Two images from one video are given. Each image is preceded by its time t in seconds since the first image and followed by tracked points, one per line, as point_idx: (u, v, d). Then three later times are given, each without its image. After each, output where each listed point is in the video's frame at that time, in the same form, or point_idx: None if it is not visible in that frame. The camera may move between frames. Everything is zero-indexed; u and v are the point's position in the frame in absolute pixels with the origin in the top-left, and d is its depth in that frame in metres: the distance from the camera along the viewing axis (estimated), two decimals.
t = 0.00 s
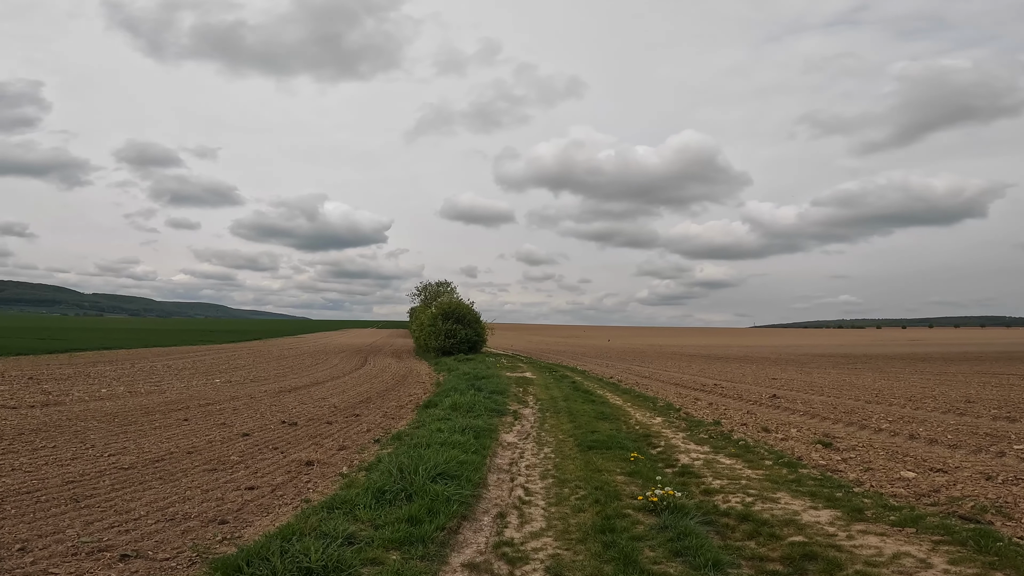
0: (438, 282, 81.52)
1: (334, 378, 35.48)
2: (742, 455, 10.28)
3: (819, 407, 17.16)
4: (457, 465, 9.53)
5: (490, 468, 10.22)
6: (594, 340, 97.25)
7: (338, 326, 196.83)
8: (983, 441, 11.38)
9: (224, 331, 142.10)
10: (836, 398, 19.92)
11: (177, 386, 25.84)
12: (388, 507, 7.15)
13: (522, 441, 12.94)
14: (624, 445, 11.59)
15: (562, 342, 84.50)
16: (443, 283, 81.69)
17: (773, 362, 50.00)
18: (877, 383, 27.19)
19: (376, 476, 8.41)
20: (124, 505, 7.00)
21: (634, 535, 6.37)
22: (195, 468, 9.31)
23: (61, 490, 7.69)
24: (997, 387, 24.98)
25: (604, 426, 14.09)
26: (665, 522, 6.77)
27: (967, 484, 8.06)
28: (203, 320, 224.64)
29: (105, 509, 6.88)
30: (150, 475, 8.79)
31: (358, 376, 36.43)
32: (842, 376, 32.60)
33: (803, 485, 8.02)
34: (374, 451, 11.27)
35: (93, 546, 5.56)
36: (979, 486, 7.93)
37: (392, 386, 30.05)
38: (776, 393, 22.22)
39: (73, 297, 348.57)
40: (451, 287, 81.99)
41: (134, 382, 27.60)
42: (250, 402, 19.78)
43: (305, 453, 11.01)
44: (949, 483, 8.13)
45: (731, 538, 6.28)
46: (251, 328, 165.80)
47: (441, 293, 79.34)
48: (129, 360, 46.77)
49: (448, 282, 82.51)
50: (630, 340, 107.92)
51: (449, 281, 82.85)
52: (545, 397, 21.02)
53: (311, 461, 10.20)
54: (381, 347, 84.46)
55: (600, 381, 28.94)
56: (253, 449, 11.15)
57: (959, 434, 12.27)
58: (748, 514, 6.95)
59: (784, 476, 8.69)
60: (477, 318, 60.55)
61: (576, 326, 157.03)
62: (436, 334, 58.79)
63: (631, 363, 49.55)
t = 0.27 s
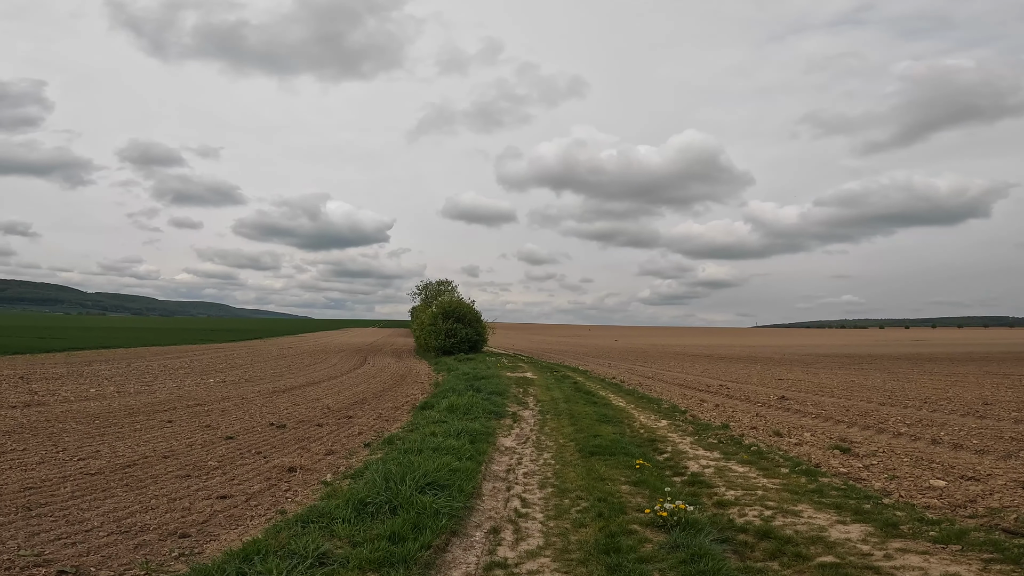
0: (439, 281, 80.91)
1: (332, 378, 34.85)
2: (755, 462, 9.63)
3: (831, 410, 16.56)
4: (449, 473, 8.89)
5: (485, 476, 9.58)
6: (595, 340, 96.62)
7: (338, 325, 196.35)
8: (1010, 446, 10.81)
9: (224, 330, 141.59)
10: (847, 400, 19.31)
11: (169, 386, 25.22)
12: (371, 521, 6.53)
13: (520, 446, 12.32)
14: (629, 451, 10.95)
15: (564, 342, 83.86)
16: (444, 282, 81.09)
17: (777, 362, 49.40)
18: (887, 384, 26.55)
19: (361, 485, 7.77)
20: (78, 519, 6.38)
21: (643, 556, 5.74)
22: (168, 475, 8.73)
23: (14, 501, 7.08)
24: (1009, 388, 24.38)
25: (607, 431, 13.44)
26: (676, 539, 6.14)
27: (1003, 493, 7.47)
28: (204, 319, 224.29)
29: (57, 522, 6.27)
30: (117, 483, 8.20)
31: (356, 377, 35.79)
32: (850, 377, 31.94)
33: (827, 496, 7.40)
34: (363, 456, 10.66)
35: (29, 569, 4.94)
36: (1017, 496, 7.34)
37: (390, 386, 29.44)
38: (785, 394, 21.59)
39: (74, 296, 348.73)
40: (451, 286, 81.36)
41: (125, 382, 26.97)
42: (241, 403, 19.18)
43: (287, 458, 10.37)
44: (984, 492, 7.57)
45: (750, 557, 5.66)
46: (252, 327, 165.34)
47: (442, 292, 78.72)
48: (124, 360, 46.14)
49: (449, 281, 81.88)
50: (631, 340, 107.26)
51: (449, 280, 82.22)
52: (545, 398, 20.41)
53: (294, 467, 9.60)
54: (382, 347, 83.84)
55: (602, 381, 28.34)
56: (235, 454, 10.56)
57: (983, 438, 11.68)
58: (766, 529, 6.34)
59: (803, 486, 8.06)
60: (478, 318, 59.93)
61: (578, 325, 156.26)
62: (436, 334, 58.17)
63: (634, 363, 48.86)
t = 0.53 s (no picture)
0: (440, 280, 80.33)
1: (329, 377, 34.20)
2: (770, 468, 8.93)
3: (843, 411, 15.96)
4: (437, 482, 8.20)
5: (478, 484, 8.90)
6: (597, 340, 95.91)
7: (339, 325, 195.99)
8: None
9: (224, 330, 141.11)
10: (859, 401, 18.66)
11: (159, 386, 24.55)
12: (345, 538, 5.87)
13: (518, 450, 11.69)
14: (633, 456, 10.26)
15: (566, 342, 83.20)
16: (445, 281, 80.47)
17: (781, 363, 48.79)
18: (897, 385, 25.90)
19: (339, 496, 7.08)
20: (17, 533, 5.77)
21: None
22: (133, 481, 8.12)
23: None
24: None
25: (610, 434, 12.74)
26: (688, 557, 5.47)
27: None
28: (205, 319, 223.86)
29: None
30: (75, 491, 7.59)
31: (354, 377, 35.09)
32: (857, 377, 31.29)
33: (854, 507, 6.88)
34: (349, 461, 10.01)
35: None
36: None
37: (387, 386, 28.80)
38: (794, 395, 20.94)
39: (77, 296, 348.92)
40: (452, 285, 80.77)
41: (115, 382, 26.30)
42: (229, 403, 18.55)
43: (266, 463, 9.72)
44: None
45: None
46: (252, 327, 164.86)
47: (443, 291, 78.12)
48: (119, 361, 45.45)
49: (450, 280, 81.25)
50: (634, 340, 106.53)
51: (450, 280, 81.56)
52: (546, 398, 19.81)
53: (272, 472, 8.96)
54: (382, 346, 83.21)
55: (605, 381, 27.71)
56: (211, 458, 9.93)
57: (1010, 441, 11.08)
58: (790, 546, 5.65)
59: (826, 496, 7.43)
60: (479, 317, 59.27)
61: (579, 325, 155.52)
62: (436, 333, 57.54)
63: (637, 364, 48.19)
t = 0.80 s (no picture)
0: (441, 280, 79.78)
1: (327, 378, 33.64)
2: (788, 476, 8.33)
3: (858, 414, 15.44)
4: (428, 494, 7.60)
5: (475, 495, 8.30)
6: (599, 340, 95.28)
7: (340, 325, 195.66)
8: None
9: (225, 330, 140.64)
10: (872, 403, 18.12)
11: (152, 387, 24.02)
12: (323, 559, 5.32)
13: (518, 456, 11.12)
14: (640, 464, 9.66)
15: (568, 342, 82.51)
16: (446, 281, 79.90)
17: (786, 363, 48.25)
18: (910, 386, 25.20)
19: (321, 510, 6.49)
20: None
21: None
22: (101, 491, 7.60)
23: None
24: None
25: (615, 438, 12.14)
26: None
27: None
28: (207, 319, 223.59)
29: None
30: (37, 502, 7.08)
31: (353, 377, 34.55)
32: (867, 378, 30.58)
33: (891, 521, 6.37)
34: (337, 468, 9.46)
35: None
36: None
37: (386, 387, 28.25)
38: (805, 397, 20.29)
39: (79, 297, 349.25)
40: (453, 285, 80.23)
41: (107, 384, 25.77)
42: (221, 405, 18.04)
43: (249, 470, 9.18)
44: None
45: None
46: (253, 327, 164.44)
47: (444, 291, 77.50)
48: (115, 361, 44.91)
49: (451, 280, 80.69)
50: (636, 340, 105.88)
51: (452, 279, 81.00)
52: (549, 400, 19.26)
53: (254, 480, 8.43)
54: (383, 347, 82.54)
55: (608, 382, 27.17)
56: (191, 464, 9.41)
57: None
58: (824, 568, 5.07)
59: (854, 508, 6.88)
60: (480, 317, 58.70)
61: (581, 325, 154.70)
62: (437, 333, 56.98)
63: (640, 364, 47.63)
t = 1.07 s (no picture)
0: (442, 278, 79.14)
1: (324, 377, 32.96)
2: (815, 484, 7.60)
3: (874, 415, 14.86)
4: (421, 506, 6.91)
5: (472, 506, 7.61)
6: (601, 339, 94.57)
7: (341, 324, 195.07)
8: None
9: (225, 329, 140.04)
10: (887, 403, 17.50)
11: (142, 387, 23.35)
12: None
13: (519, 461, 10.46)
14: (651, 471, 8.93)
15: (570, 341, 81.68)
16: (447, 279, 79.27)
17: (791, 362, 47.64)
18: (924, 386, 24.48)
19: (299, 525, 5.78)
20: None
21: None
22: (62, 500, 7.00)
23: None
24: None
25: (622, 442, 11.37)
26: None
27: None
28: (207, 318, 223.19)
29: None
30: None
31: (351, 376, 33.86)
32: (878, 377, 29.85)
33: (942, 535, 5.78)
34: (324, 474, 8.80)
35: None
36: None
37: (384, 386, 27.59)
38: (817, 397, 19.60)
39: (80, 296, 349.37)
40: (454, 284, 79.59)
41: (97, 383, 25.11)
42: (210, 405, 17.37)
43: (227, 475, 8.53)
44: None
45: None
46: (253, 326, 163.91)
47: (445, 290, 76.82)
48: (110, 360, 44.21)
49: (452, 278, 80.02)
50: (638, 339, 105.16)
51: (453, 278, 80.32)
52: (551, 399, 18.61)
53: (231, 488, 7.78)
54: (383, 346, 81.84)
55: (612, 382, 26.51)
56: (166, 470, 8.76)
57: None
58: None
59: (895, 520, 6.27)
60: (481, 315, 58.03)
61: (584, 324, 153.66)
62: (437, 331, 56.31)
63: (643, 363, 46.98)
